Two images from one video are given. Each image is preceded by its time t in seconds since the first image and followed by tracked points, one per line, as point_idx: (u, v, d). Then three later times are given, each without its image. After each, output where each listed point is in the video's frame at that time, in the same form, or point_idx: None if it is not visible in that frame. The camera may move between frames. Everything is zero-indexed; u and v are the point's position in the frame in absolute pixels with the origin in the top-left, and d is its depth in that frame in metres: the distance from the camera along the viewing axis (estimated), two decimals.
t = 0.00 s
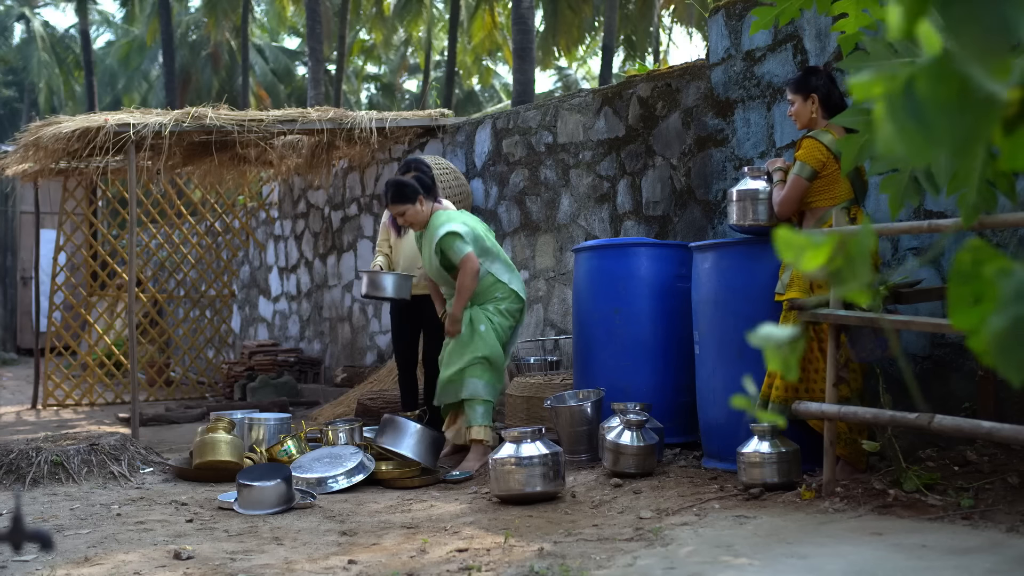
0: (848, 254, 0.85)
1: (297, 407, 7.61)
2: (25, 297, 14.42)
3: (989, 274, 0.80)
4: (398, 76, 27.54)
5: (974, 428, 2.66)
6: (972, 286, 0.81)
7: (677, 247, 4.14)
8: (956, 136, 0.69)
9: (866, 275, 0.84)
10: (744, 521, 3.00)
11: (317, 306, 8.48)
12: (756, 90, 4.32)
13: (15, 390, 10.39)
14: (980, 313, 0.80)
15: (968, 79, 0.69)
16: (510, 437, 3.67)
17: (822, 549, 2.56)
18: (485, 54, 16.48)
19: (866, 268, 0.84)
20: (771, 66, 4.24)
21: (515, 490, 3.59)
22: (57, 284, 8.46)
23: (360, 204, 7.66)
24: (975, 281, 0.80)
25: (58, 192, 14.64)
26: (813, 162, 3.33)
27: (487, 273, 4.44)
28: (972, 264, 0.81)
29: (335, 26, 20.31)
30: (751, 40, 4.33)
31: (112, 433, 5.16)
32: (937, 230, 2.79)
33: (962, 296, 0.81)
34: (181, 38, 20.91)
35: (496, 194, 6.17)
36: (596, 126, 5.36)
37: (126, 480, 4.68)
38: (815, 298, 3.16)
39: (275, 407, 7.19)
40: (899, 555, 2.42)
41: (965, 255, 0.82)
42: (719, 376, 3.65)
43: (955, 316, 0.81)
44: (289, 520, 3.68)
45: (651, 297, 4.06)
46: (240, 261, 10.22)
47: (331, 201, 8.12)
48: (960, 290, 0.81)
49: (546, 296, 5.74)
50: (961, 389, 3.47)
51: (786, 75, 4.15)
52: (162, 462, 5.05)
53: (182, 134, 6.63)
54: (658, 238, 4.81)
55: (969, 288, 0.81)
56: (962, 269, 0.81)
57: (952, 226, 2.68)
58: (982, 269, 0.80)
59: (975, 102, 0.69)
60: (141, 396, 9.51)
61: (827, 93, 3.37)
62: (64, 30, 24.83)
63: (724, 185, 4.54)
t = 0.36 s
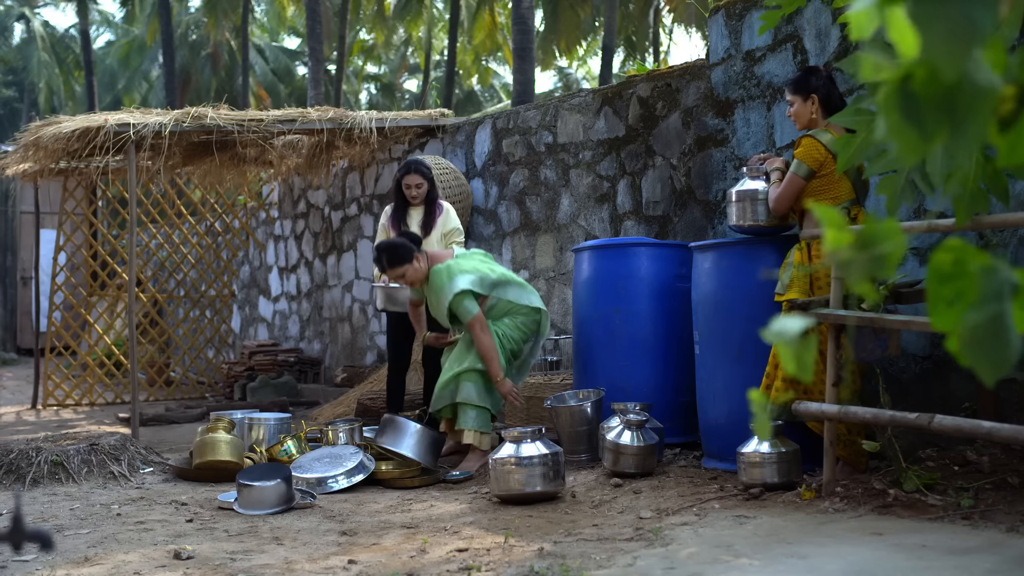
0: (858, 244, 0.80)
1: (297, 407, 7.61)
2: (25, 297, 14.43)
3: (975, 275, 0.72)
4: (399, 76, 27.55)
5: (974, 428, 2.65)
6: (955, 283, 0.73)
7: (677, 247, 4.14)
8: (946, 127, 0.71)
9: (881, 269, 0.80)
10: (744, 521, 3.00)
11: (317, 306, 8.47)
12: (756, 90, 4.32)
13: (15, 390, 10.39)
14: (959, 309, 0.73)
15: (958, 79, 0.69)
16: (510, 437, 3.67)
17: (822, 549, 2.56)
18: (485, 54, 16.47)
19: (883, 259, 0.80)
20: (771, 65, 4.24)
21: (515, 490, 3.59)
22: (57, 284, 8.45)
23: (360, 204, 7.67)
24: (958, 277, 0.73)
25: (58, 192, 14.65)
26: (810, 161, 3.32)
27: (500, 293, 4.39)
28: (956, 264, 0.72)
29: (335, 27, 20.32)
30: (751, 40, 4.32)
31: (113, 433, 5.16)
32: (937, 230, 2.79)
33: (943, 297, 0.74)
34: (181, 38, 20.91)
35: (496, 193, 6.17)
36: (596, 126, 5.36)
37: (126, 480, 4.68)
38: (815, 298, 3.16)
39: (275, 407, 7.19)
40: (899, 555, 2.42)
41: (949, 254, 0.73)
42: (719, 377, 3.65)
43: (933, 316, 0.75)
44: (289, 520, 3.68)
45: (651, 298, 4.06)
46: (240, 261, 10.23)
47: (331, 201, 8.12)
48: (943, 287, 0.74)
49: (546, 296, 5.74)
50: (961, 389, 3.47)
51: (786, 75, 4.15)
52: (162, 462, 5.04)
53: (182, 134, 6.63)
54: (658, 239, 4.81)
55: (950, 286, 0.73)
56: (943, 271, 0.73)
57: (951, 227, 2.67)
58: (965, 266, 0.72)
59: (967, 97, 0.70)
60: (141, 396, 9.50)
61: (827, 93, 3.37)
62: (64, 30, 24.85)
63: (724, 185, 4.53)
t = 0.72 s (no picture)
0: (846, 240, 0.79)
1: (297, 407, 7.61)
2: (25, 297, 14.43)
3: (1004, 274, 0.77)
4: (399, 76, 27.54)
5: (974, 427, 2.65)
6: (983, 282, 0.79)
7: (677, 247, 4.14)
8: (949, 132, 0.71)
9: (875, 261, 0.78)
10: (744, 521, 3.00)
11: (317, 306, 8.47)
12: (757, 90, 4.32)
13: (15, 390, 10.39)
14: (995, 309, 0.78)
15: (961, 80, 0.69)
16: (510, 437, 3.67)
17: (822, 549, 2.56)
18: (486, 54, 16.46)
19: (877, 254, 0.79)
20: (771, 65, 4.24)
21: (515, 490, 3.59)
22: (57, 284, 8.45)
23: (360, 204, 7.67)
24: (985, 280, 0.79)
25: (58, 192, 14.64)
26: (807, 164, 3.32)
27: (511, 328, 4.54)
28: (982, 264, 0.79)
29: (335, 27, 20.31)
30: (751, 40, 4.32)
31: (113, 433, 5.16)
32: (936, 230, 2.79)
33: (973, 294, 0.79)
34: (181, 38, 20.89)
35: (496, 193, 6.17)
36: (596, 126, 5.36)
37: (126, 480, 4.68)
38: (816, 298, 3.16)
39: (274, 407, 7.19)
40: (899, 555, 2.42)
41: (974, 254, 0.79)
42: (720, 377, 3.65)
43: (968, 313, 0.80)
44: (289, 520, 3.68)
45: (651, 298, 4.06)
46: (240, 261, 10.23)
47: (331, 201, 8.12)
48: (972, 286, 0.79)
49: (546, 297, 5.74)
50: (961, 390, 3.47)
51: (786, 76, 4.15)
52: (162, 462, 5.04)
53: (182, 134, 6.62)
54: (658, 238, 4.81)
55: (978, 285, 0.79)
56: (969, 271, 0.79)
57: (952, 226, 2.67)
58: (992, 265, 0.78)
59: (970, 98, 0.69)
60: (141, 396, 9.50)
61: (821, 95, 3.37)
62: (64, 29, 24.84)
63: (724, 185, 4.53)
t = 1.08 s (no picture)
0: (862, 250, 0.85)
1: (297, 407, 7.61)
2: (25, 297, 14.42)
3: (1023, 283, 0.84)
4: (399, 75, 27.53)
5: (974, 427, 2.65)
6: (1004, 292, 0.85)
7: (677, 247, 4.14)
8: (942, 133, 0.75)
9: (891, 271, 0.84)
10: (744, 521, 3.00)
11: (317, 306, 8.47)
12: (756, 90, 4.32)
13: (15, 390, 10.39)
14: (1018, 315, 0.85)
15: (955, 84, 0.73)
16: (510, 437, 3.67)
17: (822, 549, 2.56)
18: (486, 54, 16.44)
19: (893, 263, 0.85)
20: (771, 65, 4.23)
21: (515, 490, 3.59)
22: (57, 284, 8.45)
23: (360, 204, 7.67)
24: (1008, 288, 0.85)
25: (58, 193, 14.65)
26: (801, 168, 3.33)
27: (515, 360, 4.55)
28: (1002, 273, 0.84)
29: (334, 26, 20.30)
30: (751, 41, 4.33)
31: (113, 433, 5.16)
32: (937, 230, 2.79)
33: (997, 303, 0.86)
34: (180, 37, 20.87)
35: (496, 193, 6.17)
36: (596, 126, 5.36)
37: (126, 480, 4.68)
38: (816, 298, 3.16)
39: (274, 407, 7.19)
40: (899, 555, 2.42)
41: (994, 263, 0.85)
42: (720, 377, 3.65)
43: (994, 319, 0.86)
44: (289, 520, 3.68)
45: (651, 298, 4.06)
46: (240, 261, 10.23)
47: (331, 201, 8.12)
48: (994, 295, 0.85)
49: (546, 297, 5.74)
50: (961, 390, 3.47)
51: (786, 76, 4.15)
52: (162, 462, 5.04)
53: (182, 134, 6.62)
54: (658, 239, 4.81)
55: (1001, 294, 0.85)
56: (990, 280, 0.85)
57: (953, 226, 2.67)
58: (1013, 273, 0.84)
59: (955, 101, 0.74)
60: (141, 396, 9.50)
61: (809, 97, 3.37)
62: (64, 30, 24.83)
63: (724, 185, 4.53)
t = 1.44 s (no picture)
0: (860, 248, 0.84)
1: (297, 407, 7.61)
2: (25, 297, 14.42)
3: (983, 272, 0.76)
4: (399, 75, 27.54)
5: (974, 427, 2.65)
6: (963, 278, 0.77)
7: (677, 247, 4.14)
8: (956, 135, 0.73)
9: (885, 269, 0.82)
10: (744, 521, 3.00)
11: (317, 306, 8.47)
12: (756, 90, 4.32)
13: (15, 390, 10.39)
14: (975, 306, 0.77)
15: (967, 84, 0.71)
16: (510, 437, 3.67)
17: (822, 549, 2.56)
18: (486, 55, 16.43)
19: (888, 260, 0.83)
20: (771, 65, 4.23)
21: (515, 490, 3.59)
22: (57, 284, 8.45)
23: (360, 204, 7.67)
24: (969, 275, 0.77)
25: (58, 193, 14.66)
26: (799, 170, 3.32)
27: (527, 370, 4.51)
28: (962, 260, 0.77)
29: (334, 26, 20.29)
30: (752, 41, 4.32)
31: (112, 433, 5.16)
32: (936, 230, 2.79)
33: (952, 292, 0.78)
34: (181, 38, 20.87)
35: (496, 193, 6.17)
36: (596, 126, 5.36)
37: (126, 480, 4.68)
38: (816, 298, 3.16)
39: (274, 407, 7.19)
40: (899, 555, 2.42)
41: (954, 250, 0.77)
42: (719, 377, 3.65)
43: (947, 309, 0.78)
44: (289, 520, 3.68)
45: (651, 298, 4.06)
46: (240, 261, 10.24)
47: (331, 201, 8.12)
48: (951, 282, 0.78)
49: (546, 297, 5.74)
50: (961, 390, 3.47)
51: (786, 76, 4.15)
52: (162, 462, 5.04)
53: (182, 134, 6.62)
54: (658, 239, 4.81)
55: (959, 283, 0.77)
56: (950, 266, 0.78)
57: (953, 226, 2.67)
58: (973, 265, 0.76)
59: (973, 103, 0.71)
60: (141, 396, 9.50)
61: (805, 99, 3.36)
62: (64, 30, 24.84)
63: (724, 185, 4.53)
